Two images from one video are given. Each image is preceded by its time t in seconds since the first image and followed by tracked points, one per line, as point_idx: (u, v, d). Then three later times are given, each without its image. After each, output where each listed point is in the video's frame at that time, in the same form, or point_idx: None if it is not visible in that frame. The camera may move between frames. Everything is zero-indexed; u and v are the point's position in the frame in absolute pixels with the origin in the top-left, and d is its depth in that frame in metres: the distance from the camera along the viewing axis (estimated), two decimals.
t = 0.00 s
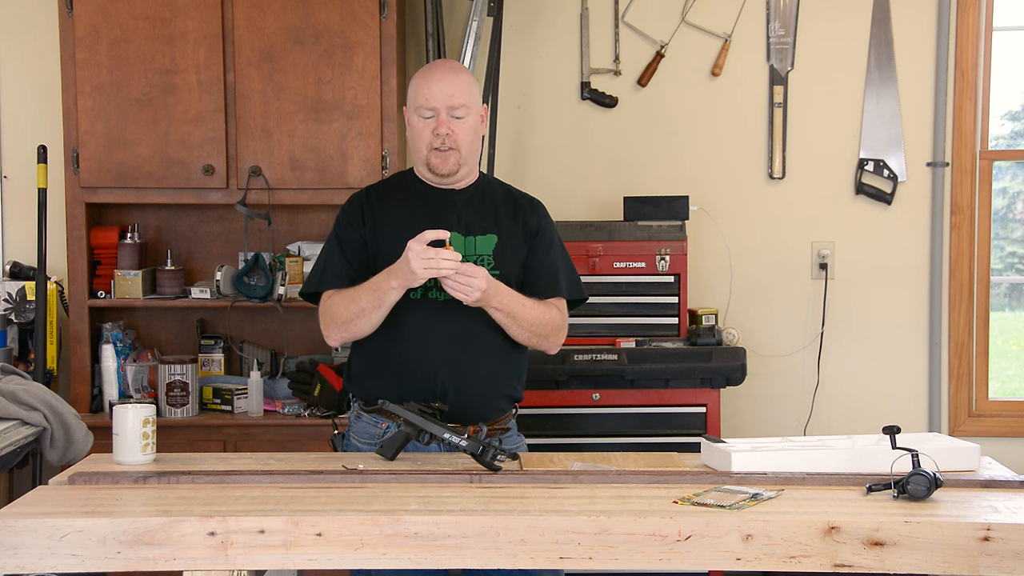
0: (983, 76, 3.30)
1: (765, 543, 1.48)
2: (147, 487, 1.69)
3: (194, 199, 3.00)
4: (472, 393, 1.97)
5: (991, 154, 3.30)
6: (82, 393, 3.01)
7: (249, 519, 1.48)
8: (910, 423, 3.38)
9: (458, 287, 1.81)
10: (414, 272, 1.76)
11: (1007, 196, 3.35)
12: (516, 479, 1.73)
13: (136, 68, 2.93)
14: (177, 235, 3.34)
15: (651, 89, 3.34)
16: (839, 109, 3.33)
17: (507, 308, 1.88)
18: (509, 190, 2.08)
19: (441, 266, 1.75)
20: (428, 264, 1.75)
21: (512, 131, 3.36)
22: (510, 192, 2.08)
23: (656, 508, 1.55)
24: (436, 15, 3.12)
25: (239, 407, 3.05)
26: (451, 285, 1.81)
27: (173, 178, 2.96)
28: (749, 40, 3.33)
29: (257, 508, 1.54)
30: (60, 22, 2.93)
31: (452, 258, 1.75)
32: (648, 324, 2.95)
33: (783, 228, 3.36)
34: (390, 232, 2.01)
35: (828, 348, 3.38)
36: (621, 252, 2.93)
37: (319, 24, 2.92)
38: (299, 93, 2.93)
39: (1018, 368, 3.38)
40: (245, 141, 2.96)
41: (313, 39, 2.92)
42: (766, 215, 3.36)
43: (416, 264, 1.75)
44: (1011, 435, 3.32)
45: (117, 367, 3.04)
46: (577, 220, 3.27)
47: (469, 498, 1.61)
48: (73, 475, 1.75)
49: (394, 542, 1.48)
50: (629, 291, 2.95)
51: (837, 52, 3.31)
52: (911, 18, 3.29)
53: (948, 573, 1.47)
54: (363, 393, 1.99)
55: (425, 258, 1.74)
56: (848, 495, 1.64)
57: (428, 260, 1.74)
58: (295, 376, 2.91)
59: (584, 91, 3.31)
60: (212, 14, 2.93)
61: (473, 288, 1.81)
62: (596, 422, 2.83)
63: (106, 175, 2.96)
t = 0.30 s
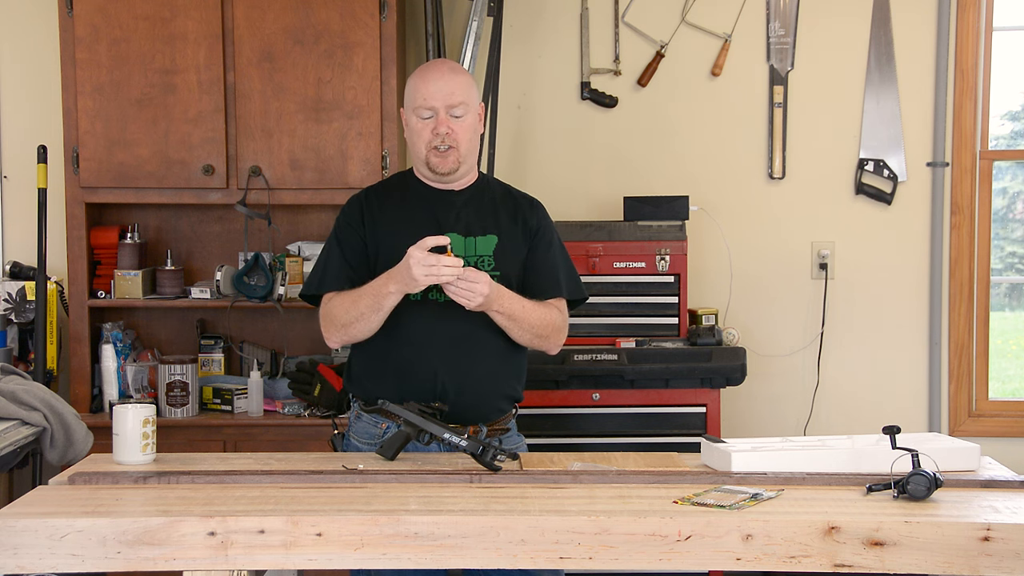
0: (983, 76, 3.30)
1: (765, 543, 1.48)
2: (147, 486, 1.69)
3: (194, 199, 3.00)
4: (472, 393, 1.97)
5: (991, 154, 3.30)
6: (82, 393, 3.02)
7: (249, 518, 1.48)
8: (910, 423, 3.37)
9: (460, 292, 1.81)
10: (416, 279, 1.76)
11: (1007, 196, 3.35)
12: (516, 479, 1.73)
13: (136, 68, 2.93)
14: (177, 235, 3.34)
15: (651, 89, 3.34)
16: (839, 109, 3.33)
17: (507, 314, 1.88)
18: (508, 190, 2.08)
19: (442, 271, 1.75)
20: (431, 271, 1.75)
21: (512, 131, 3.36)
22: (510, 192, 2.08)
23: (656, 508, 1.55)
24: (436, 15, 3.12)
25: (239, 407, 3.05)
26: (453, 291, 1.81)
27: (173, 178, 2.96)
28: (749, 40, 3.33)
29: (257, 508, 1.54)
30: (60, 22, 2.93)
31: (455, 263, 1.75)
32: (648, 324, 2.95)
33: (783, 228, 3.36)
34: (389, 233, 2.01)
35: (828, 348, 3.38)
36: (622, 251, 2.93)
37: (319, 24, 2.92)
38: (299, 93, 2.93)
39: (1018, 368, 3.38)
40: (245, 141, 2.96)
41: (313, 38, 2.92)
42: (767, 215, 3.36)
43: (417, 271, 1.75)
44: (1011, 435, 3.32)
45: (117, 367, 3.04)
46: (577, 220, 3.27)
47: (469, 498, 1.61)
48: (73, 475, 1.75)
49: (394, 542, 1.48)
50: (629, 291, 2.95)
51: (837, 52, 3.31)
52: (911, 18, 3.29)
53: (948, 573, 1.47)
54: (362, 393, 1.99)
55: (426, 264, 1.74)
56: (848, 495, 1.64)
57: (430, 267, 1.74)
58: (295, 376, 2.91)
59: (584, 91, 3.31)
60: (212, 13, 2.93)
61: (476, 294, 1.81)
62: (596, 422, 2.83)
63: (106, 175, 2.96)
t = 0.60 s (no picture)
0: (983, 76, 3.30)
1: (765, 543, 1.48)
2: (147, 486, 1.69)
3: (194, 199, 3.00)
4: (475, 394, 1.97)
5: (991, 154, 3.30)
6: (82, 393, 3.02)
7: (249, 518, 1.48)
8: (910, 423, 3.37)
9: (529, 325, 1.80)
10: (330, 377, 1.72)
11: (1007, 196, 3.35)
12: (516, 479, 1.73)
13: (136, 68, 2.93)
14: (178, 235, 3.34)
15: (651, 89, 3.34)
16: (839, 109, 3.33)
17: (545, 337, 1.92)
18: (508, 191, 2.09)
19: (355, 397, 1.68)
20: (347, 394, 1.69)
21: (512, 131, 3.36)
22: (511, 193, 2.09)
23: (656, 508, 1.55)
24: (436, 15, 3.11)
25: (239, 407, 3.05)
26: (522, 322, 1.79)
27: (173, 178, 2.96)
28: (749, 40, 3.33)
29: (257, 508, 1.54)
30: (60, 22, 2.93)
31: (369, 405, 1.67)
32: (648, 324, 2.95)
33: (783, 227, 3.36)
34: (389, 235, 1.99)
35: (828, 348, 3.39)
36: (622, 251, 2.93)
37: (319, 24, 2.92)
38: (299, 93, 2.93)
39: (1018, 368, 3.38)
40: (244, 141, 2.96)
41: (313, 39, 2.92)
42: (767, 214, 3.36)
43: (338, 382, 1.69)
44: (1011, 435, 3.32)
45: (117, 367, 3.04)
46: (577, 220, 3.27)
47: (469, 498, 1.61)
48: (73, 475, 1.74)
49: (394, 542, 1.48)
50: (629, 291, 2.95)
51: (837, 52, 3.32)
52: (911, 18, 3.29)
53: (948, 573, 1.47)
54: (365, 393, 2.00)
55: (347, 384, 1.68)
56: (848, 495, 1.64)
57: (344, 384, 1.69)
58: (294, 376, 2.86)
59: (584, 91, 3.31)
60: (213, 13, 2.93)
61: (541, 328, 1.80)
62: (596, 422, 2.83)
63: (106, 174, 2.96)
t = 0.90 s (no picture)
0: (983, 76, 3.30)
1: (765, 543, 1.48)
2: (146, 487, 1.69)
3: (194, 199, 3.00)
4: (476, 395, 1.98)
5: (991, 154, 3.30)
6: (82, 393, 3.02)
7: (249, 518, 1.48)
8: (910, 423, 3.37)
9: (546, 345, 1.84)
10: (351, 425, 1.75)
11: (1007, 196, 3.35)
12: (516, 479, 1.73)
13: (136, 68, 2.93)
14: (178, 235, 3.34)
15: (651, 89, 3.34)
16: (839, 109, 3.33)
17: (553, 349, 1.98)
18: (501, 188, 2.09)
19: (381, 442, 1.74)
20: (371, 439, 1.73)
21: (512, 131, 3.36)
22: (505, 192, 2.09)
23: (656, 508, 1.55)
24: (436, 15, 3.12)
25: (239, 407, 3.05)
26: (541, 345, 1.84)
27: (173, 178, 2.96)
28: (749, 40, 3.33)
29: (257, 508, 1.54)
30: (61, 22, 2.93)
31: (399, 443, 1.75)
32: (648, 324, 2.95)
33: (783, 227, 3.36)
34: (385, 240, 1.98)
35: (828, 348, 3.38)
36: (622, 251, 2.93)
37: (319, 24, 2.92)
38: (299, 93, 2.93)
39: (1018, 368, 3.38)
40: (245, 141, 2.96)
41: (313, 39, 2.92)
42: (767, 214, 3.36)
43: (359, 433, 1.73)
44: (1011, 435, 3.32)
45: (117, 367, 3.04)
46: (577, 220, 3.27)
47: (469, 498, 1.61)
48: (73, 475, 1.75)
49: (394, 542, 1.48)
50: (629, 291, 2.95)
51: (837, 52, 3.32)
52: (911, 18, 3.29)
53: (948, 573, 1.47)
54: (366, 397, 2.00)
55: (368, 435, 1.72)
56: (848, 496, 1.64)
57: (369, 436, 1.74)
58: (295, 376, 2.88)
59: (584, 91, 3.31)
60: (213, 14, 2.93)
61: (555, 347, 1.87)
62: (596, 422, 2.83)
63: (106, 175, 2.96)
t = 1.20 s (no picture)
0: (983, 76, 3.30)
1: (765, 543, 1.48)
2: (147, 487, 1.69)
3: (193, 199, 3.00)
4: (480, 395, 1.99)
5: (991, 154, 3.30)
6: (82, 393, 3.02)
7: (249, 518, 1.48)
8: (910, 423, 3.37)
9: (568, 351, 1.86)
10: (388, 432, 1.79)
11: (1007, 196, 3.35)
12: (516, 479, 1.73)
13: (136, 68, 2.93)
14: (178, 235, 3.34)
15: (651, 89, 3.34)
16: (839, 109, 3.33)
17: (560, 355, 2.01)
18: (496, 187, 2.10)
19: (412, 440, 1.79)
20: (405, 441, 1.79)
21: (512, 131, 3.36)
22: (500, 190, 2.10)
23: (656, 508, 1.55)
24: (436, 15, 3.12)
25: (239, 407, 3.05)
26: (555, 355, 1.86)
27: (173, 177, 2.96)
28: (749, 40, 3.33)
29: (257, 508, 1.54)
30: (60, 22, 2.93)
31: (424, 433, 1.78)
32: (648, 324, 2.95)
33: (783, 227, 3.36)
34: (385, 243, 1.97)
35: (828, 348, 3.38)
36: (622, 251, 2.93)
37: (319, 24, 2.92)
38: (299, 93, 2.93)
39: (1018, 368, 3.38)
40: (245, 141, 2.96)
41: (313, 38, 2.92)
42: (767, 214, 3.36)
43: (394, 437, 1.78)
44: (1011, 435, 3.32)
45: (117, 367, 3.04)
46: (577, 220, 3.27)
47: (469, 498, 1.61)
48: (73, 475, 1.74)
49: (394, 542, 1.48)
50: (629, 291, 2.95)
51: (837, 52, 3.32)
52: (911, 18, 3.29)
53: (948, 573, 1.47)
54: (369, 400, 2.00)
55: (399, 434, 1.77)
56: (848, 495, 1.64)
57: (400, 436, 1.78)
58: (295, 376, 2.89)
59: (584, 91, 3.31)
60: (213, 14, 2.93)
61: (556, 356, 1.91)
62: (596, 422, 2.83)
63: (106, 175, 2.96)
